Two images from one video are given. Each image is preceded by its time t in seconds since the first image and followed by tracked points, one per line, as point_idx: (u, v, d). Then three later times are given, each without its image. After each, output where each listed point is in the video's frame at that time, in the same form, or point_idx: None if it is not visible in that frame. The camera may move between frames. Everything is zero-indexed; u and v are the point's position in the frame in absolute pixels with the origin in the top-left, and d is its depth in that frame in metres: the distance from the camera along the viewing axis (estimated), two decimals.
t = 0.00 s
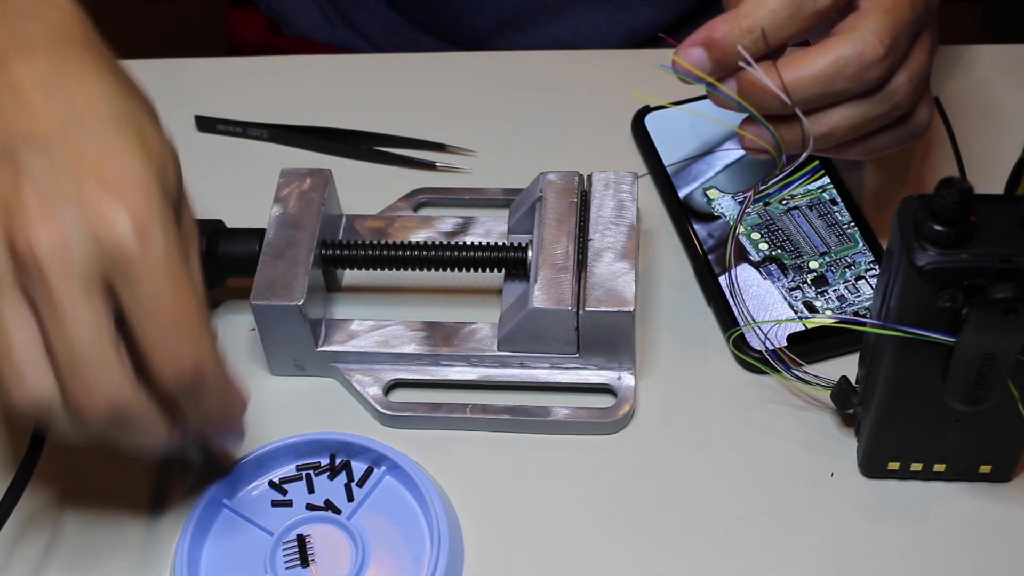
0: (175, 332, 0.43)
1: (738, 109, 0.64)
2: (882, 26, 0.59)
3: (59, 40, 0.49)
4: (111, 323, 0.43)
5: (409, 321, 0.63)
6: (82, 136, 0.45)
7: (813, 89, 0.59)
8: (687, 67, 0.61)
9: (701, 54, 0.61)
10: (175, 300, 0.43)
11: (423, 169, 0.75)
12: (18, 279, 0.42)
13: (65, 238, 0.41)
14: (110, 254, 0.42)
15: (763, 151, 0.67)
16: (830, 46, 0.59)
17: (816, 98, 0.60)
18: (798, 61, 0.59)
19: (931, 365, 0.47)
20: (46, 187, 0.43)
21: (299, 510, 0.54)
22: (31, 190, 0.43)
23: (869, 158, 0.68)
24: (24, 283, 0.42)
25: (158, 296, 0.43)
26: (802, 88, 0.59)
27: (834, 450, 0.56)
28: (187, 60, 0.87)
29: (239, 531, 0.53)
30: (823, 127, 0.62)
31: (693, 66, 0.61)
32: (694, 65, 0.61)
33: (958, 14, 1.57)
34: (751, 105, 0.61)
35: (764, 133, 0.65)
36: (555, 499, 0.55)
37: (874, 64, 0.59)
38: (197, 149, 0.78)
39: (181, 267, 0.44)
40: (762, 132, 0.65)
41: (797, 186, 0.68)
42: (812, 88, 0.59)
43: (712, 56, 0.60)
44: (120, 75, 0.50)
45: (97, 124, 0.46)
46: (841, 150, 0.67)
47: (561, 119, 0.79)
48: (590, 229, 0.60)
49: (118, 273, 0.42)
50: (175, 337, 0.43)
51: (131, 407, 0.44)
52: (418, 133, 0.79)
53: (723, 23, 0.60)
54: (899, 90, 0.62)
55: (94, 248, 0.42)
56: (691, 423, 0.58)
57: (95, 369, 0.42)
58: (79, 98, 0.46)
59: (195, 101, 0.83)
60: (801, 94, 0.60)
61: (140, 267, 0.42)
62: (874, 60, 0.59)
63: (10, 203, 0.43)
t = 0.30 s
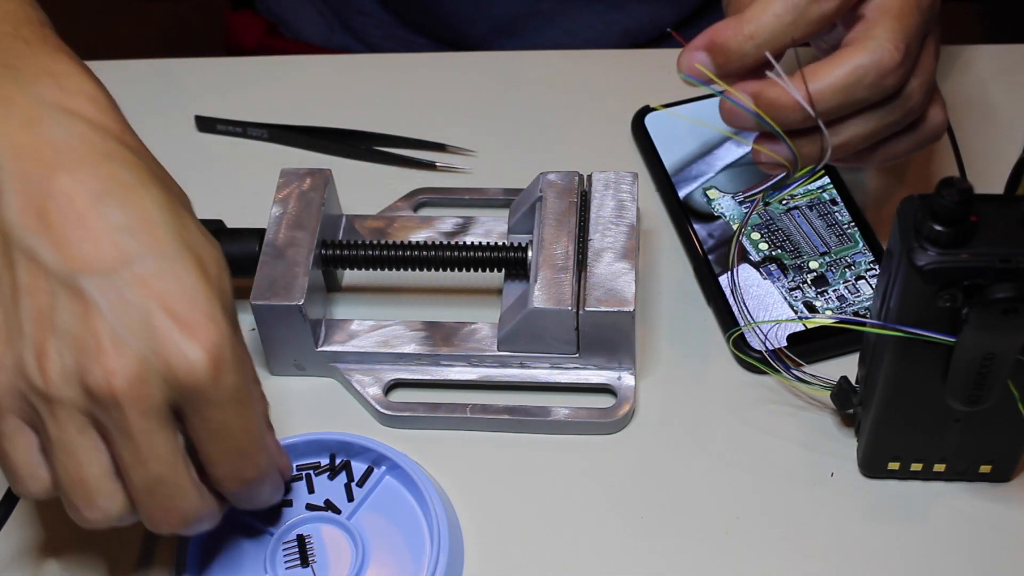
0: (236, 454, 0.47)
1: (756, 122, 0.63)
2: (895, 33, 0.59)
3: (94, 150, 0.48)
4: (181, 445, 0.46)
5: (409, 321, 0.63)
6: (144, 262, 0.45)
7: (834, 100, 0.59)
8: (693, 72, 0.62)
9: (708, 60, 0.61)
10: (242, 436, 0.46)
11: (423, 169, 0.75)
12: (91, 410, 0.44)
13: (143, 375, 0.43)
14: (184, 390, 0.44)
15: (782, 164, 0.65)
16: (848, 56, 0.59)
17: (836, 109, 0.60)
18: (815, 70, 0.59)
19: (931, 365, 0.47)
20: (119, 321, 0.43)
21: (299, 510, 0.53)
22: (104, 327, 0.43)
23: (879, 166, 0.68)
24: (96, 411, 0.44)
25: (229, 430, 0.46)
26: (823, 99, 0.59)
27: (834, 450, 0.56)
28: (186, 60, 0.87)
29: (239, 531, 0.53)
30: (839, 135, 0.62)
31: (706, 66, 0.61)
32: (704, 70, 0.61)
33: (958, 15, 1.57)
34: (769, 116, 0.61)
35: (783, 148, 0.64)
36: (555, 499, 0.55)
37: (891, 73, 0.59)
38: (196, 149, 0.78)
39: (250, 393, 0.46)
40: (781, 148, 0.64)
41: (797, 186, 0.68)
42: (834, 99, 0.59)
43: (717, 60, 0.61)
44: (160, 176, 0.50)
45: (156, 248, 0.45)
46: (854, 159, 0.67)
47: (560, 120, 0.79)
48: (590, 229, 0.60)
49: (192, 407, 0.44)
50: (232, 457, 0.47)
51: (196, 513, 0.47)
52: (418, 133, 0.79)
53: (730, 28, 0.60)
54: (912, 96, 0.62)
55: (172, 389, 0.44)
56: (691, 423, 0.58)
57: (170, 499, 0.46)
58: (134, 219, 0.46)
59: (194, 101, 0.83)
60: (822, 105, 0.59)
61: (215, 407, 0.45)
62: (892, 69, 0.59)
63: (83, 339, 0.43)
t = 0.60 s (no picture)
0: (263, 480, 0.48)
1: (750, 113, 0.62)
2: (892, 28, 0.59)
3: (138, 180, 0.49)
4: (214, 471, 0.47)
5: (409, 321, 0.63)
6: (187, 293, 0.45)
7: (827, 94, 0.59)
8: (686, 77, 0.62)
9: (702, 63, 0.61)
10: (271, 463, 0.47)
11: (423, 169, 0.75)
12: (130, 436, 0.45)
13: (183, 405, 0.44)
14: (224, 420, 0.44)
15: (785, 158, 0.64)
16: (841, 50, 0.58)
17: (829, 103, 0.60)
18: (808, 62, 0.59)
19: (931, 365, 0.47)
20: (163, 353, 0.44)
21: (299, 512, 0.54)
22: (149, 357, 0.44)
23: (884, 164, 0.68)
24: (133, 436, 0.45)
25: (259, 458, 0.47)
26: (815, 93, 0.59)
27: (834, 450, 0.56)
28: (187, 61, 0.87)
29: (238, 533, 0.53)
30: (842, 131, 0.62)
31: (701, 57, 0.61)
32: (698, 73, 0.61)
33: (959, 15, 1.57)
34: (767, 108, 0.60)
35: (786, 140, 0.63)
36: (554, 499, 0.55)
37: (886, 67, 0.58)
38: (197, 150, 0.78)
39: (283, 425, 0.47)
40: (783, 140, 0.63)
41: (797, 186, 0.68)
42: (826, 92, 0.59)
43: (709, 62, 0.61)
44: (201, 206, 0.51)
45: (199, 280, 0.46)
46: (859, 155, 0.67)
47: (560, 120, 0.79)
48: (589, 229, 0.60)
49: (227, 434, 0.45)
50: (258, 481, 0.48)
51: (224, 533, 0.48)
52: (418, 133, 0.79)
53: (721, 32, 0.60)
54: (915, 91, 0.62)
55: (212, 419, 0.44)
56: (691, 423, 0.58)
57: (202, 520, 0.47)
58: (179, 250, 0.47)
59: (194, 102, 0.83)
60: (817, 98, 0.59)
61: (249, 436, 0.46)
62: (886, 64, 0.58)
63: (127, 369, 0.44)
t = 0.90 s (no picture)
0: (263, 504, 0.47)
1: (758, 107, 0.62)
2: (899, 21, 0.58)
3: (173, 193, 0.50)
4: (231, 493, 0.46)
5: (409, 321, 0.63)
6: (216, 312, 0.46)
7: (837, 86, 0.59)
8: (700, 75, 0.61)
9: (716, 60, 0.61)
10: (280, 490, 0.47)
11: (423, 169, 0.75)
12: (158, 450, 0.44)
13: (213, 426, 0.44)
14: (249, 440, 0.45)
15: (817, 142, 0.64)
16: (850, 43, 0.58)
17: (839, 95, 0.60)
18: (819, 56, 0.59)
19: (932, 365, 0.47)
20: (196, 370, 0.44)
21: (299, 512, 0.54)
22: (182, 374, 0.44)
23: (916, 148, 0.67)
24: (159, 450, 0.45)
25: (272, 482, 0.46)
26: (825, 85, 0.59)
27: (833, 450, 0.56)
28: (186, 60, 0.87)
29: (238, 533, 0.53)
30: (865, 120, 0.62)
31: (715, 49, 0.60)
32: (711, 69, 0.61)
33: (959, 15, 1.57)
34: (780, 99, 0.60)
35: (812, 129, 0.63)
36: (554, 500, 0.55)
37: (895, 59, 0.58)
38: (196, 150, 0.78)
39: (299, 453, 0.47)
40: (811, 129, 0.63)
41: (797, 186, 0.68)
42: (836, 84, 0.59)
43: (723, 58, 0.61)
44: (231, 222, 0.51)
45: (231, 298, 0.46)
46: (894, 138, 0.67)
47: (560, 120, 0.79)
48: (590, 229, 0.60)
49: (247, 455, 0.45)
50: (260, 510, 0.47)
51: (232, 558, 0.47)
52: (418, 133, 0.79)
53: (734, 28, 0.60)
54: (939, 76, 0.61)
55: (237, 438, 0.45)
56: (691, 423, 0.58)
57: (210, 543, 0.46)
58: (212, 266, 0.47)
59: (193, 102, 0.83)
60: (828, 90, 0.59)
61: (269, 459, 0.46)
62: (895, 56, 0.58)
63: (160, 382, 0.44)
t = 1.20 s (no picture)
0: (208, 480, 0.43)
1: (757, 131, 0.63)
2: (898, 48, 0.59)
3: (119, 125, 0.47)
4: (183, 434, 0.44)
5: (409, 321, 0.63)
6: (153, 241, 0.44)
7: (834, 110, 0.59)
8: (707, 104, 0.61)
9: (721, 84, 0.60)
10: (229, 428, 0.43)
11: (423, 168, 0.75)
12: (102, 384, 0.43)
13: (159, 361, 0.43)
14: (194, 375, 0.43)
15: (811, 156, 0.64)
16: (848, 68, 0.58)
17: (835, 119, 0.59)
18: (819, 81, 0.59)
19: (932, 364, 0.47)
20: (129, 300, 0.43)
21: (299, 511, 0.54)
22: (113, 304, 0.43)
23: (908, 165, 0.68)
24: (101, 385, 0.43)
25: (220, 426, 0.43)
26: (821, 108, 0.59)
27: (834, 450, 0.56)
28: (186, 61, 0.87)
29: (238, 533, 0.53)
30: (860, 142, 0.62)
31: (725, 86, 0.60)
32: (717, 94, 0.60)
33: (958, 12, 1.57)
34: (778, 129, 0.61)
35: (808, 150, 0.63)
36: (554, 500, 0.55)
37: (892, 87, 0.59)
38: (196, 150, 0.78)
39: (251, 392, 0.44)
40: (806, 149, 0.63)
41: (797, 186, 0.68)
42: (833, 109, 0.59)
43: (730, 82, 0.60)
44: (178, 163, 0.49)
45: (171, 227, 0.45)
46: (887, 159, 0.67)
47: (560, 120, 0.79)
48: (589, 229, 0.60)
49: (193, 391, 0.43)
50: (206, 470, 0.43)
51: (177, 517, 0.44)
52: (418, 133, 0.79)
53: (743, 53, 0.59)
54: (935, 102, 0.62)
55: (183, 369, 0.43)
56: (691, 423, 0.58)
57: (159, 486, 0.44)
58: (150, 193, 0.46)
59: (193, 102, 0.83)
60: (825, 113, 0.59)
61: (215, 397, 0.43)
62: (893, 83, 0.58)
63: (96, 312, 0.43)
